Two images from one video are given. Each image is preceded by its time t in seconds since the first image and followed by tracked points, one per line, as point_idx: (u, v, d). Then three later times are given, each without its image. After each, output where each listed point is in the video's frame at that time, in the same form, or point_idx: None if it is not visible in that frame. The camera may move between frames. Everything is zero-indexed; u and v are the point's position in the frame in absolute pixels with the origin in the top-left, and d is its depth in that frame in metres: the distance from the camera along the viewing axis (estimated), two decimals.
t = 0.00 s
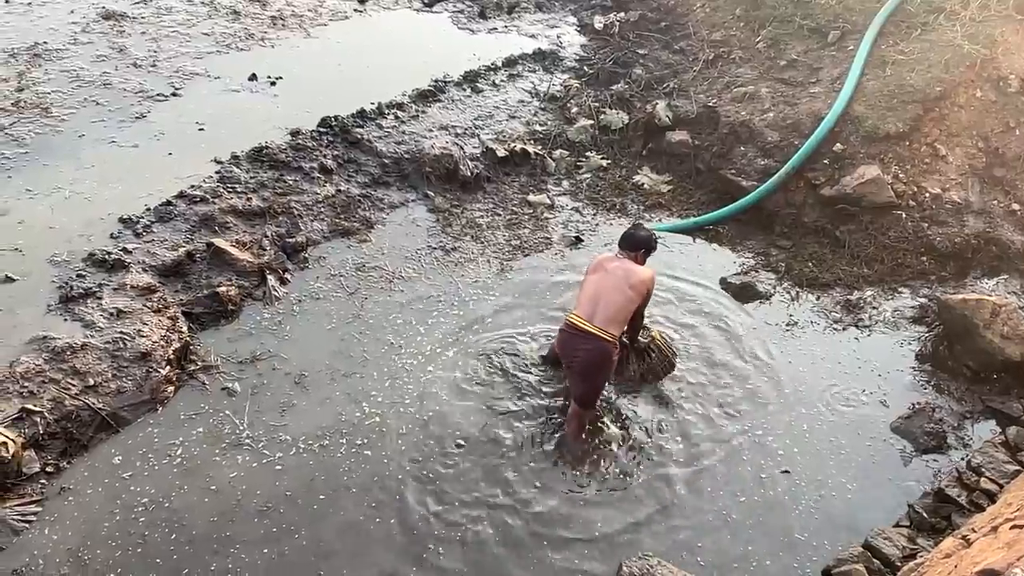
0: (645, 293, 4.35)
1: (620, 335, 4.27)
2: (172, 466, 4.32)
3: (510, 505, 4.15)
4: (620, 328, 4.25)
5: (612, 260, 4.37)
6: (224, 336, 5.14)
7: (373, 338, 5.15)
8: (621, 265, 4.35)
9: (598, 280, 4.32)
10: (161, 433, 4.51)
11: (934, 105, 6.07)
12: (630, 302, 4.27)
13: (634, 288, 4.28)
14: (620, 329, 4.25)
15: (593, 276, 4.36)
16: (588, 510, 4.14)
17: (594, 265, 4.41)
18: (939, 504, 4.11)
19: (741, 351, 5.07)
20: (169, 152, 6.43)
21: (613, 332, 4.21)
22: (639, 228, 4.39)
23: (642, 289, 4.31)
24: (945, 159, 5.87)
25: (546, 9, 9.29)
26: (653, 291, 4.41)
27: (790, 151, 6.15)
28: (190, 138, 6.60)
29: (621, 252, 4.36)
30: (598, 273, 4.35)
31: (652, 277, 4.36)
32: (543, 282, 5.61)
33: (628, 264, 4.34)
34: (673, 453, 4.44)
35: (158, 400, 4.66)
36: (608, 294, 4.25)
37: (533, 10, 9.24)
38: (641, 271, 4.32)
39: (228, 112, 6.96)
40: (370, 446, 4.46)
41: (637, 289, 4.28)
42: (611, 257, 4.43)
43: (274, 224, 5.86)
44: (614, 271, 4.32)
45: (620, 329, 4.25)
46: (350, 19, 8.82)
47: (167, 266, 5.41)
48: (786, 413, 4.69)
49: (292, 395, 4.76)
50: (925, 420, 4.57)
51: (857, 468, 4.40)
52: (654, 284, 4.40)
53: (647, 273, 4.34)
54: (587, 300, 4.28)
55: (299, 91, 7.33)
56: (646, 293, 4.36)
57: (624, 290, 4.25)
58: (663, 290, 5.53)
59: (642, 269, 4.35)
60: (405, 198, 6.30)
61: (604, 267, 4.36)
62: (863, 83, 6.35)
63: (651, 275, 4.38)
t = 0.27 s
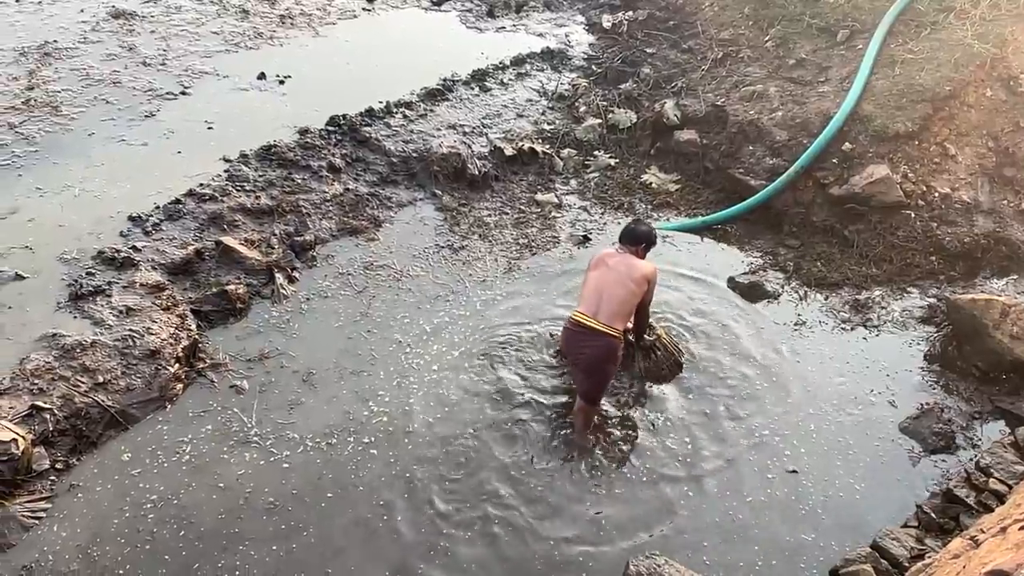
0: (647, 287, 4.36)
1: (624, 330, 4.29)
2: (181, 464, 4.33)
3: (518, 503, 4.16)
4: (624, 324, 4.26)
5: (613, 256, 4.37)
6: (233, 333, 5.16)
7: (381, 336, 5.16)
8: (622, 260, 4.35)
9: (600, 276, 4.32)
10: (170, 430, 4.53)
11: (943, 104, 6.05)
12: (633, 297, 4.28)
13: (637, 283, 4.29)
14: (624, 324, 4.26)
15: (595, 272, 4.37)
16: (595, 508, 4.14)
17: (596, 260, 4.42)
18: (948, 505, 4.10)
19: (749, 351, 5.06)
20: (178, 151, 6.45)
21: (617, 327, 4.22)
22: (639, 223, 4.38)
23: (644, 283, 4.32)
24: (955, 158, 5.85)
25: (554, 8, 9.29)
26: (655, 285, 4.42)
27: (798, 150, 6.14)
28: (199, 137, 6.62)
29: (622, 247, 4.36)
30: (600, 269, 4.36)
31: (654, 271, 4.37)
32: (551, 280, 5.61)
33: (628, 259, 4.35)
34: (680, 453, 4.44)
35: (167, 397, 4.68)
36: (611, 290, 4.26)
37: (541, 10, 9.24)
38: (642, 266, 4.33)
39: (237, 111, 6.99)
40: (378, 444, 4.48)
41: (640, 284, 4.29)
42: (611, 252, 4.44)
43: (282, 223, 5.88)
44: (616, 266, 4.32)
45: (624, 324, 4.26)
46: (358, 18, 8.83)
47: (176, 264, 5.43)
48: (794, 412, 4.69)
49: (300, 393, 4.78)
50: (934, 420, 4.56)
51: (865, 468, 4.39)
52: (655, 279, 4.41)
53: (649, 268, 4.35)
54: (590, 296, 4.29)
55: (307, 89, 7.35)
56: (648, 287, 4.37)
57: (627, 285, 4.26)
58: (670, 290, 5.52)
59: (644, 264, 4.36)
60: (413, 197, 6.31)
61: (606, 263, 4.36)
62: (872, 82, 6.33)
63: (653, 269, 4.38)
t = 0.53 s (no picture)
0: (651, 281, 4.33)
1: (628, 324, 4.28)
2: (187, 461, 4.35)
3: (523, 502, 4.16)
4: (627, 318, 4.25)
5: (617, 250, 4.34)
6: (239, 331, 5.17)
7: (387, 334, 5.17)
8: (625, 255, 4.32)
9: (603, 271, 4.30)
10: (177, 427, 4.54)
11: (951, 103, 6.03)
12: (636, 291, 4.25)
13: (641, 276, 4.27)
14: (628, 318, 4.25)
15: (599, 266, 4.35)
16: (600, 507, 4.15)
17: (600, 254, 4.40)
18: (954, 504, 4.09)
19: (756, 350, 5.05)
20: (185, 149, 6.47)
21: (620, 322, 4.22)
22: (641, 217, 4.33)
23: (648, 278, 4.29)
24: (962, 157, 5.83)
25: (560, 6, 9.30)
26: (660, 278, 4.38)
27: (805, 148, 6.12)
28: (206, 135, 6.64)
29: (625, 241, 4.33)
30: (604, 263, 4.34)
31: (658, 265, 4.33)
32: (557, 279, 5.61)
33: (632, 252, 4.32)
34: (685, 452, 4.44)
35: (174, 395, 4.69)
36: (615, 284, 4.24)
37: (547, 8, 9.25)
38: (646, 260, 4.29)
39: (244, 109, 7.00)
40: (383, 442, 4.48)
41: (643, 279, 4.26)
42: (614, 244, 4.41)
43: (289, 221, 5.89)
44: (619, 261, 4.30)
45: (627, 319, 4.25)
46: (365, 16, 8.85)
47: (183, 261, 5.44)
48: (800, 411, 4.68)
49: (306, 390, 4.79)
50: (940, 419, 4.54)
51: (871, 467, 4.38)
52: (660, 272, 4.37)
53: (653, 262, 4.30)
54: (593, 291, 4.28)
55: (313, 87, 7.36)
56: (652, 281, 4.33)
57: (630, 280, 4.23)
58: (676, 288, 5.52)
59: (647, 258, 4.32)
60: (419, 195, 6.32)
61: (610, 258, 4.34)
62: (879, 80, 6.32)
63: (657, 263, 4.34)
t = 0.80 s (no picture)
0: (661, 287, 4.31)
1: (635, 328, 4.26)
2: (190, 459, 4.35)
3: (526, 500, 4.16)
4: (634, 322, 4.24)
5: (629, 252, 4.34)
6: (243, 329, 5.18)
7: (391, 333, 5.17)
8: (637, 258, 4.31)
9: (614, 272, 4.30)
10: (180, 425, 4.55)
11: (956, 101, 6.01)
12: (645, 295, 4.24)
13: (651, 281, 4.25)
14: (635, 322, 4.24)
15: (611, 267, 4.34)
16: (603, 505, 4.14)
17: (613, 255, 4.39)
18: (958, 504, 4.09)
19: (760, 349, 5.05)
20: (188, 147, 6.47)
21: (626, 325, 4.20)
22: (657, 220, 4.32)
23: (658, 283, 4.27)
24: (967, 155, 5.82)
25: (564, 5, 9.29)
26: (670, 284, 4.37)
27: (809, 147, 6.11)
28: (210, 133, 6.64)
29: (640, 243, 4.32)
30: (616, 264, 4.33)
31: (669, 270, 4.32)
32: (561, 277, 5.61)
33: (645, 256, 4.31)
34: (689, 451, 4.43)
35: (177, 393, 4.69)
36: (624, 286, 4.23)
37: (551, 6, 9.24)
38: (657, 265, 4.28)
39: (247, 107, 7.00)
40: (386, 440, 4.49)
41: (653, 283, 4.25)
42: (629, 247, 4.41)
43: (292, 219, 5.89)
44: (630, 263, 4.29)
45: (634, 322, 4.24)
46: (368, 14, 8.85)
47: (186, 260, 5.45)
48: (804, 410, 4.67)
49: (309, 388, 4.79)
50: (944, 419, 4.54)
51: (875, 467, 4.38)
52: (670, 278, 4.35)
53: (664, 267, 4.30)
54: (603, 292, 4.28)
55: (317, 86, 7.36)
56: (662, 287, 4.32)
57: (640, 283, 4.23)
58: (680, 287, 5.52)
59: (659, 263, 4.31)
60: (422, 194, 6.32)
61: (622, 259, 4.33)
62: (884, 79, 6.30)
63: (668, 269, 4.33)
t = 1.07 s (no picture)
0: (672, 293, 4.29)
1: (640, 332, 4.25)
2: (192, 457, 4.35)
3: (527, 500, 4.16)
4: (640, 325, 4.22)
5: (644, 255, 4.31)
6: (244, 328, 5.18)
7: (392, 331, 5.17)
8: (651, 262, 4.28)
9: (627, 273, 4.28)
10: (181, 424, 4.55)
11: (958, 100, 6.00)
12: (654, 300, 4.22)
13: (662, 285, 4.23)
14: (641, 326, 4.22)
15: (623, 268, 4.32)
16: (604, 505, 4.14)
17: (627, 255, 4.37)
18: (960, 503, 4.08)
19: (761, 348, 5.04)
20: (190, 146, 6.47)
21: (632, 328, 4.18)
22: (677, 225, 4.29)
23: (668, 288, 4.25)
24: (969, 154, 5.81)
25: (566, 4, 9.28)
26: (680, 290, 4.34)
27: (811, 146, 6.11)
28: (211, 132, 6.64)
29: (656, 246, 4.29)
30: (629, 266, 4.31)
31: (682, 277, 4.29)
32: (562, 276, 5.61)
33: (660, 260, 4.28)
34: (690, 451, 4.43)
35: (179, 391, 4.70)
36: (634, 289, 4.21)
37: (553, 5, 9.23)
38: (670, 270, 4.25)
39: (249, 106, 7.00)
40: (388, 439, 4.48)
41: (663, 288, 4.22)
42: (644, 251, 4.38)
43: (294, 218, 5.89)
44: (643, 266, 4.27)
45: (640, 326, 4.22)
46: (370, 13, 8.85)
47: (188, 258, 5.45)
48: (805, 410, 4.66)
49: (311, 387, 4.79)
50: (947, 418, 4.53)
51: (877, 466, 4.37)
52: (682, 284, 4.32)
53: (677, 273, 4.27)
54: (613, 291, 4.26)
55: (318, 84, 7.36)
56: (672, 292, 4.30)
57: (651, 287, 4.21)
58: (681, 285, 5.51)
59: (672, 268, 4.28)
60: (424, 192, 6.32)
61: (636, 261, 4.31)
62: (886, 78, 6.30)
63: (681, 275, 4.30)
